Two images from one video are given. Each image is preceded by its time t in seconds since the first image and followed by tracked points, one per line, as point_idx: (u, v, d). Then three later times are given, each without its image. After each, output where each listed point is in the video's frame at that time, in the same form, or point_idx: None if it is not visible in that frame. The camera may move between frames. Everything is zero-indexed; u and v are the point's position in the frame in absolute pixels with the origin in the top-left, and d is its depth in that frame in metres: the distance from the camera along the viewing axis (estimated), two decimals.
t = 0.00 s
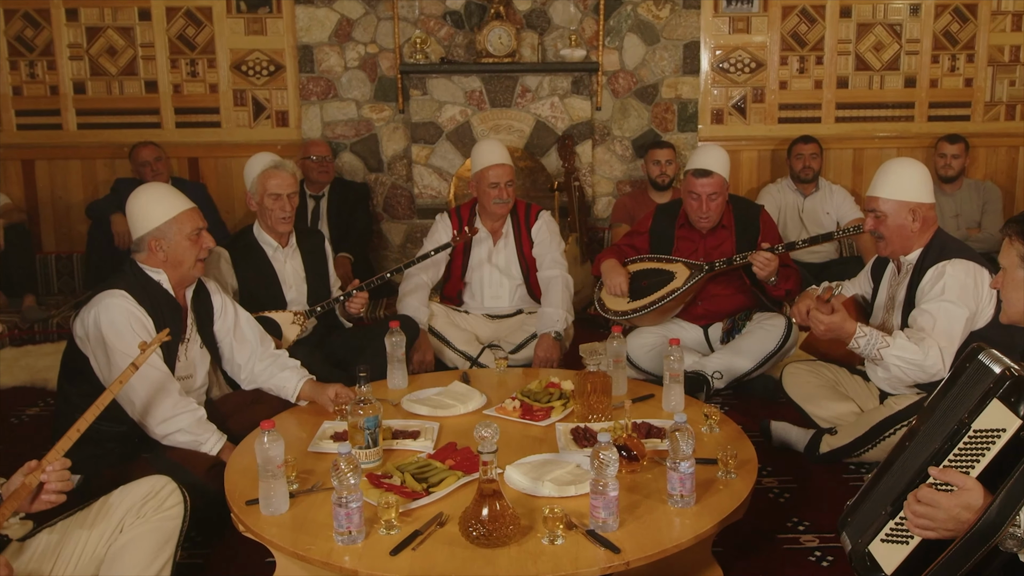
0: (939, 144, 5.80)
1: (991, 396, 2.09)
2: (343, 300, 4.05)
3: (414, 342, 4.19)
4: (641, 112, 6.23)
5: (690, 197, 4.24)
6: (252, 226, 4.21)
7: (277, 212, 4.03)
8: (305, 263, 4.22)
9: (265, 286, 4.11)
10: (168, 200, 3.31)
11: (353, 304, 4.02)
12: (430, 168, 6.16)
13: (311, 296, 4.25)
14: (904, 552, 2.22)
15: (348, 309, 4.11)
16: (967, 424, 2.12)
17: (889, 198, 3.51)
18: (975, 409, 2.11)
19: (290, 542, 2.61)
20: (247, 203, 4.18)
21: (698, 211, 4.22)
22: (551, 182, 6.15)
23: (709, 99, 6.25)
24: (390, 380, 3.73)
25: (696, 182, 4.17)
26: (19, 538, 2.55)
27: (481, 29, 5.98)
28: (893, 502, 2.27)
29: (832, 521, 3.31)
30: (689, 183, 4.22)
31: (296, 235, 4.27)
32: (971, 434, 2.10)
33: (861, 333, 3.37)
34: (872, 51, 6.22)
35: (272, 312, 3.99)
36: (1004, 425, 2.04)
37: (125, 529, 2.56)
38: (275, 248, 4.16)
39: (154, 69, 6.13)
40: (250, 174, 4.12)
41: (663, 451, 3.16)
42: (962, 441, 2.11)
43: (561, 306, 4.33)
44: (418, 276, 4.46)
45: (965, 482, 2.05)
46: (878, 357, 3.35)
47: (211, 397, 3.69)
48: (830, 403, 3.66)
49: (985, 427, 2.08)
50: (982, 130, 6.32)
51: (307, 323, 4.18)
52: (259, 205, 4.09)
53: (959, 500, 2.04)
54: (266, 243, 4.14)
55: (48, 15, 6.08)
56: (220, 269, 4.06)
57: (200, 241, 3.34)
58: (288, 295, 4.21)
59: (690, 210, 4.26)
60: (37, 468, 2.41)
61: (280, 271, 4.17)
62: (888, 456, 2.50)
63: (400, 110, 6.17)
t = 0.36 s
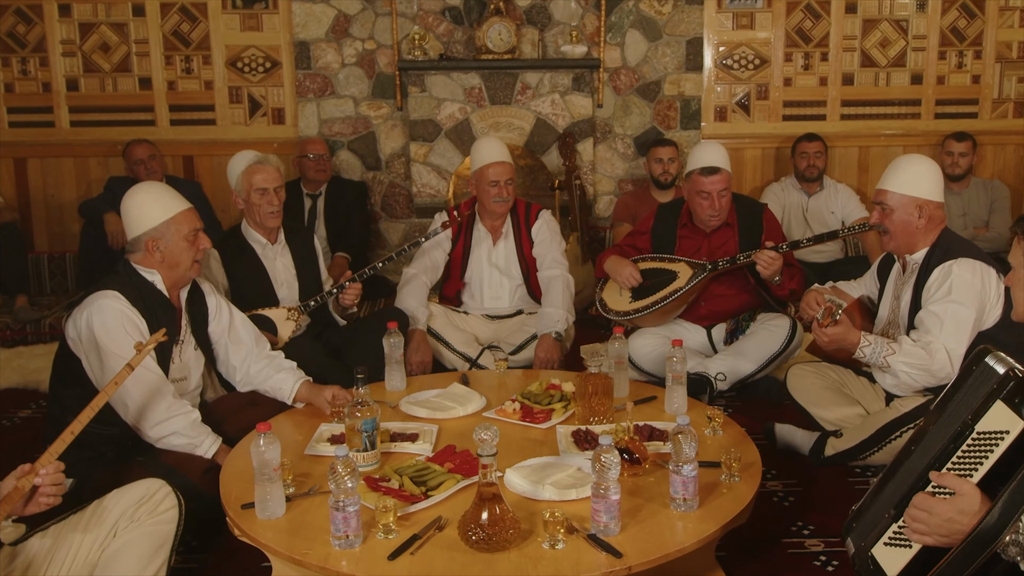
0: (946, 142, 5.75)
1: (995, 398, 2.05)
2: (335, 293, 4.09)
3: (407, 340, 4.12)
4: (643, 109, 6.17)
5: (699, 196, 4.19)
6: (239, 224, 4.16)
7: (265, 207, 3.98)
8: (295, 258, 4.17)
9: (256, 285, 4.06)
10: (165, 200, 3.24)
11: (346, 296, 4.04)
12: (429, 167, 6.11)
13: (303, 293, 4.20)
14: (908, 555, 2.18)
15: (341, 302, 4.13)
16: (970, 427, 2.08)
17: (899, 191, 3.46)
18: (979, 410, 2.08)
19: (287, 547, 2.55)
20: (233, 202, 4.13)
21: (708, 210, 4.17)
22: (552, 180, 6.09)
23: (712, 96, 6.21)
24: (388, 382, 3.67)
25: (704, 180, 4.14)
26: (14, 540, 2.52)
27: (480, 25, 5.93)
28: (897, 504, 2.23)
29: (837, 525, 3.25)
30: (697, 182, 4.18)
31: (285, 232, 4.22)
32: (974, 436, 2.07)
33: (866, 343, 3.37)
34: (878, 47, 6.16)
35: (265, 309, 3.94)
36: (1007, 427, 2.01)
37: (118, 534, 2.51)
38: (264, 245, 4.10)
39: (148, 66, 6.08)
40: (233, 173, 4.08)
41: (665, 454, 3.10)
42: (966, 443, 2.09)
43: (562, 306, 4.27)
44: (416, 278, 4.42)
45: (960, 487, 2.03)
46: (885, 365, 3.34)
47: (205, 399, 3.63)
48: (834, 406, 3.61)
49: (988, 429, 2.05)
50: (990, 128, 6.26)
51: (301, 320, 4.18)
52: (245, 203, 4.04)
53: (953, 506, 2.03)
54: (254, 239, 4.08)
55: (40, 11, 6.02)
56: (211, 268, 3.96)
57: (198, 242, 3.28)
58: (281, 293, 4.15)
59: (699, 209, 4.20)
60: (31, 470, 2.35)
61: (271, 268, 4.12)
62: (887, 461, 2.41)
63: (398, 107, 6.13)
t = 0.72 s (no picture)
0: (953, 140, 5.69)
1: (1003, 407, 1.99)
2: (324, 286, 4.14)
3: (404, 340, 4.07)
4: (645, 106, 6.12)
5: (704, 194, 4.13)
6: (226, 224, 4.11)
7: (248, 202, 3.94)
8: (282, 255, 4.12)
9: (247, 284, 4.00)
10: (146, 194, 3.21)
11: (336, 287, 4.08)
12: (428, 165, 6.05)
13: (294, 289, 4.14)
14: (910, 566, 2.15)
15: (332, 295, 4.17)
16: (977, 436, 2.02)
17: (910, 186, 3.40)
18: (986, 419, 2.02)
19: (283, 551, 2.50)
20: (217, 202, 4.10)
21: (713, 208, 4.11)
22: (552, 179, 6.03)
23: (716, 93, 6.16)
24: (386, 384, 3.61)
25: (708, 178, 4.08)
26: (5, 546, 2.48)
27: (480, 21, 5.87)
28: (901, 513, 2.20)
29: (842, 529, 3.20)
30: (701, 180, 4.13)
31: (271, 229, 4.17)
32: (980, 447, 2.01)
33: (874, 336, 3.29)
34: (884, 43, 6.10)
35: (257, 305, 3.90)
36: (1014, 439, 1.95)
37: (113, 538, 2.48)
38: (250, 242, 4.05)
39: (142, 63, 6.03)
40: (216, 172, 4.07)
41: (668, 457, 3.04)
42: (971, 454, 2.03)
43: (563, 306, 4.21)
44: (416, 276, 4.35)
45: (957, 506, 1.97)
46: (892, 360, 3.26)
47: (200, 401, 3.57)
48: (840, 407, 3.55)
49: (994, 440, 1.99)
50: (998, 125, 6.20)
51: (292, 318, 4.15)
52: (228, 201, 4.01)
53: (952, 525, 1.96)
54: (239, 237, 4.03)
55: (32, 7, 5.96)
56: (197, 266, 3.92)
57: (181, 234, 3.23)
58: (269, 290, 4.08)
59: (704, 207, 4.14)
60: (22, 474, 2.30)
61: (258, 266, 4.06)
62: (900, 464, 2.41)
63: (396, 104, 6.08)
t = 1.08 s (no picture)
0: (960, 138, 5.64)
1: (1013, 416, 1.95)
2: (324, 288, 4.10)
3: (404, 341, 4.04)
4: (647, 104, 6.08)
5: (707, 192, 4.08)
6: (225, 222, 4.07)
7: (246, 202, 3.89)
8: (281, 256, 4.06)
9: (245, 284, 3.96)
10: (101, 186, 3.13)
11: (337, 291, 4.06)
12: (426, 163, 6.01)
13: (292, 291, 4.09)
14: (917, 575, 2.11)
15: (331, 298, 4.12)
16: (986, 444, 1.99)
17: (914, 183, 3.35)
18: (996, 428, 1.98)
19: (279, 555, 2.44)
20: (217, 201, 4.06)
21: (716, 206, 4.05)
22: (553, 177, 5.98)
23: (719, 90, 6.10)
24: (383, 386, 3.56)
25: (712, 176, 4.03)
26: None
27: (480, 17, 5.82)
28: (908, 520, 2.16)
29: (847, 533, 3.14)
30: (704, 178, 4.08)
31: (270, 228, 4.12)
32: (990, 457, 1.98)
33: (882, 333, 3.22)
34: (890, 40, 6.05)
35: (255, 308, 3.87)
36: None
37: (105, 543, 2.46)
38: (248, 241, 4.00)
39: (136, 59, 5.97)
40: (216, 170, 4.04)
41: (670, 460, 2.99)
42: (980, 464, 1.99)
43: (563, 307, 4.16)
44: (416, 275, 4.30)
45: (965, 522, 1.93)
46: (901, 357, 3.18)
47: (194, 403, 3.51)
48: (845, 409, 3.50)
49: (1003, 451, 1.96)
50: (1005, 123, 6.15)
51: (290, 319, 4.10)
52: (227, 199, 3.97)
53: (959, 541, 1.91)
54: (237, 236, 3.98)
55: (25, 3, 5.90)
56: (192, 263, 3.91)
57: (140, 223, 3.15)
58: (266, 291, 4.03)
59: (708, 205, 4.08)
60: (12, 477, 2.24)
61: (256, 266, 4.01)
62: (905, 465, 2.35)
63: (394, 102, 6.02)
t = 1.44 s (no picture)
0: (967, 136, 5.59)
1: None
2: (330, 300, 3.88)
3: (408, 345, 3.99)
4: (649, 101, 6.03)
5: (708, 190, 4.03)
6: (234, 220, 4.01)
7: (259, 204, 3.86)
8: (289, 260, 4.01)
9: (246, 284, 3.91)
10: (62, 183, 3.07)
11: (341, 304, 3.84)
12: (425, 161, 5.95)
13: (297, 295, 4.04)
14: None
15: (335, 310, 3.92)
16: (996, 452, 1.91)
17: (932, 176, 3.29)
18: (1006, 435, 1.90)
19: (274, 560, 2.39)
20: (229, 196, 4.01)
21: (718, 204, 4.00)
22: (554, 176, 5.93)
23: (722, 87, 6.04)
24: (381, 388, 3.51)
25: (712, 173, 3.98)
26: None
27: (479, 13, 5.77)
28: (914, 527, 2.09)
29: (853, 537, 3.09)
30: (704, 176, 4.03)
31: (280, 231, 4.07)
32: (999, 465, 1.91)
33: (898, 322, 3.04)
34: (896, 36, 5.99)
35: (258, 313, 3.84)
36: None
37: (99, 547, 2.42)
38: (257, 242, 3.95)
39: (130, 56, 5.91)
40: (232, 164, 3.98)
41: (673, 463, 2.93)
42: (989, 472, 1.92)
43: (564, 307, 4.11)
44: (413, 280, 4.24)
45: (975, 534, 1.88)
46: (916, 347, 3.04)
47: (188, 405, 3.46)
48: (851, 411, 3.46)
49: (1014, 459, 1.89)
50: (1013, 120, 6.09)
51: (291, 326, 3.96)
52: (240, 196, 3.92)
53: (969, 553, 1.88)
54: (246, 237, 3.94)
55: None
56: (198, 261, 3.84)
57: (106, 219, 3.09)
58: (271, 294, 3.98)
59: (710, 203, 4.03)
60: None
61: (263, 268, 3.96)
62: (912, 468, 2.30)
63: (392, 99, 5.97)
